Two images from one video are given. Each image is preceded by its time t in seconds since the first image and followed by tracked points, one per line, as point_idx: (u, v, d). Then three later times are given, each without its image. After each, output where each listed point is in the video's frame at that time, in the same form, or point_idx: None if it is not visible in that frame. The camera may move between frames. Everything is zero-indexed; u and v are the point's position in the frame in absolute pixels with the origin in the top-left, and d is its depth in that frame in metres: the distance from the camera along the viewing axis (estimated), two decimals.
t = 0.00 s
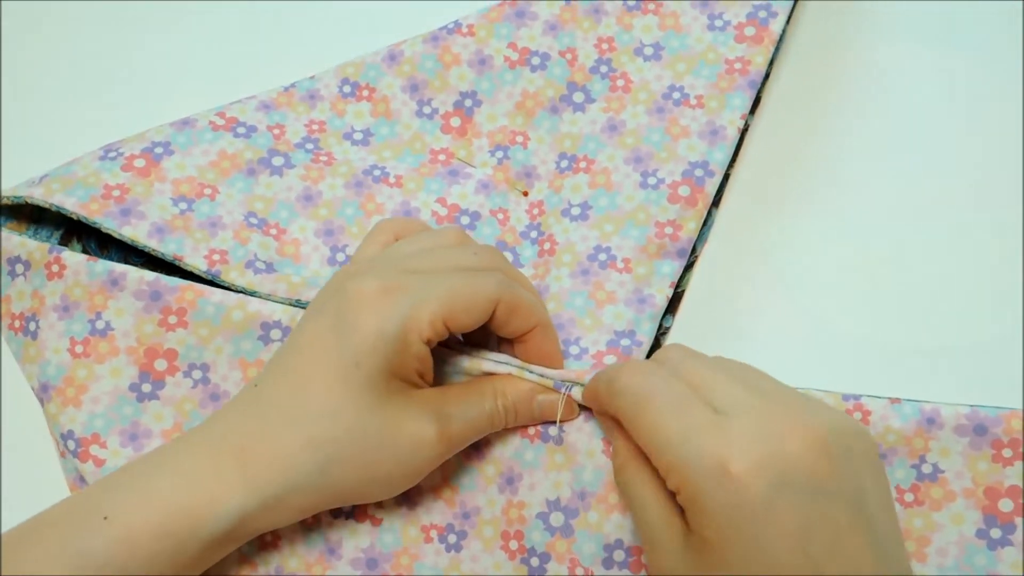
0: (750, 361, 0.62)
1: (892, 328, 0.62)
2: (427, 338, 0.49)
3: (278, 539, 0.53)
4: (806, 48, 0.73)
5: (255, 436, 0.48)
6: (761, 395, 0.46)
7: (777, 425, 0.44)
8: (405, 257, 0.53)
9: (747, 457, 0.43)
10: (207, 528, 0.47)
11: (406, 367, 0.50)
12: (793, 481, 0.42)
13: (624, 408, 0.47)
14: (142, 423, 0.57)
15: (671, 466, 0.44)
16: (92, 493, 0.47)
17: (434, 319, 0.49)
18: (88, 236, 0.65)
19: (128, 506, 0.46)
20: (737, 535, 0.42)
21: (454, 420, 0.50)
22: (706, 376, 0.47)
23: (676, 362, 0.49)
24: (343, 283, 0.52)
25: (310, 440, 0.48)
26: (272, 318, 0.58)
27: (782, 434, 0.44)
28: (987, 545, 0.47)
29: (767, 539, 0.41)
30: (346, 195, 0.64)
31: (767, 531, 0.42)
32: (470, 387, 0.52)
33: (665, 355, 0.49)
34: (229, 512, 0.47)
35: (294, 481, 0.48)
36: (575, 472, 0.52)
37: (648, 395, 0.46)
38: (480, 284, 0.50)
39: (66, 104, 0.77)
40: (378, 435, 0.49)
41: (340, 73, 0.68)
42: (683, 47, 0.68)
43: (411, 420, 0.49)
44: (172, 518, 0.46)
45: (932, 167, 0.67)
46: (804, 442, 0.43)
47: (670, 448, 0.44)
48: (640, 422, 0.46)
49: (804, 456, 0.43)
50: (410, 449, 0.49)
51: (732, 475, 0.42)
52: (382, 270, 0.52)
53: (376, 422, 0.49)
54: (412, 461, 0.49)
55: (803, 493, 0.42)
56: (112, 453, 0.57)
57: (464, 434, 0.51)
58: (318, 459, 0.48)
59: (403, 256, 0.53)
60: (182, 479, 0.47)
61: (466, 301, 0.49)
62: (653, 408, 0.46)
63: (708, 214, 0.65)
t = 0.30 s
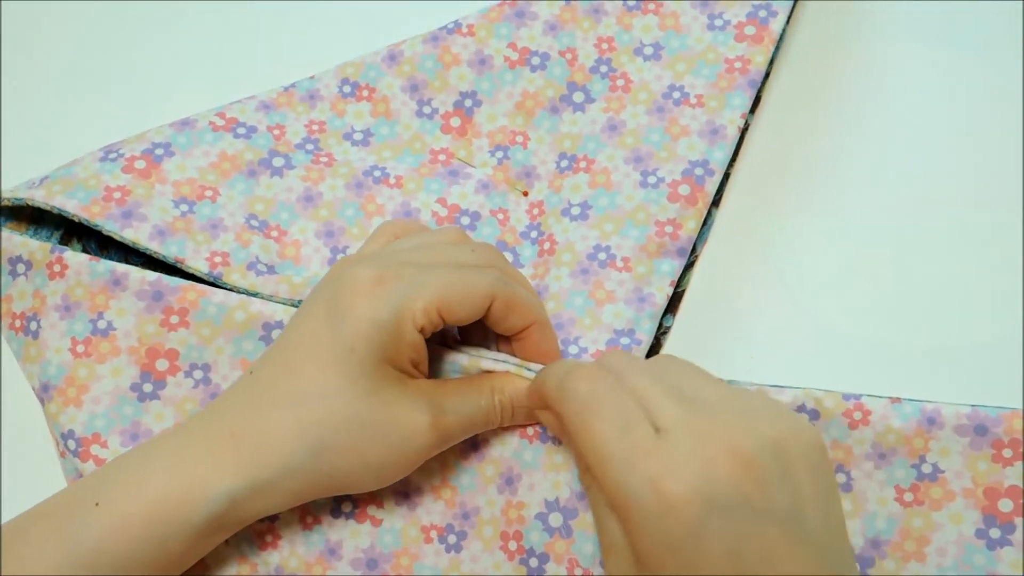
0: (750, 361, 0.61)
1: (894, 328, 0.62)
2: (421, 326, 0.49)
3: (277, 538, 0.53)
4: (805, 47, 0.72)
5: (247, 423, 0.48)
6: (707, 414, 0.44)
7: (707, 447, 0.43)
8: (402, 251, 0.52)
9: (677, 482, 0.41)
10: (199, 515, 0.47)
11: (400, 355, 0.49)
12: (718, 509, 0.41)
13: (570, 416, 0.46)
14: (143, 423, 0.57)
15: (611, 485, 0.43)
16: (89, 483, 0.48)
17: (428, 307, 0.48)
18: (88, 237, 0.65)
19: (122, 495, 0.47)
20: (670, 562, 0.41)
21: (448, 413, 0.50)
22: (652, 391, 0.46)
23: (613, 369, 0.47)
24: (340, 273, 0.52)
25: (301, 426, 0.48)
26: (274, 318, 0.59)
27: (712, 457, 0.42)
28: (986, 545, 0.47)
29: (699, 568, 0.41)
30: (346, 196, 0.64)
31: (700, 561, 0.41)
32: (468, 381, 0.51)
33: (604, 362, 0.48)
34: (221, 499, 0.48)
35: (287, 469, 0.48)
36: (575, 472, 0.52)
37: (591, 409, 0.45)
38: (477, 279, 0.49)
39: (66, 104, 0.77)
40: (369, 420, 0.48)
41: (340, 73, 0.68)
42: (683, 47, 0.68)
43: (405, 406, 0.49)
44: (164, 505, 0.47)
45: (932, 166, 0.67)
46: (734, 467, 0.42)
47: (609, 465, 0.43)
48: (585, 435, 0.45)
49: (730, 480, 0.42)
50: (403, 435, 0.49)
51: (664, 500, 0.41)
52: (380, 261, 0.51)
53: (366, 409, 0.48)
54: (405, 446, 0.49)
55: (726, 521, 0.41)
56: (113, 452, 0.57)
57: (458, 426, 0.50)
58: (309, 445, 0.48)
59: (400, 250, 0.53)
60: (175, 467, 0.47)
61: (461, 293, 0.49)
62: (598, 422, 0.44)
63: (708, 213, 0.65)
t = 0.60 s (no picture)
0: (752, 362, 0.61)
1: (895, 330, 0.62)
2: (429, 332, 0.49)
3: (277, 539, 0.53)
4: (803, 45, 0.72)
5: (248, 423, 0.48)
6: (781, 420, 0.45)
7: (784, 454, 0.43)
8: (410, 255, 0.53)
9: (748, 483, 0.42)
10: (196, 516, 0.47)
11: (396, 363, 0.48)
12: (784, 513, 0.42)
13: (646, 402, 0.47)
14: (144, 423, 0.57)
15: (678, 475, 0.44)
16: (88, 484, 0.48)
17: (440, 313, 0.48)
18: (87, 238, 0.65)
19: (122, 494, 0.47)
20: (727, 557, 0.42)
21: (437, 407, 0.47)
22: (728, 391, 0.46)
23: (697, 367, 0.48)
24: (349, 278, 0.52)
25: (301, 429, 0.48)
26: (276, 320, 0.58)
27: (787, 463, 0.43)
28: (987, 553, 0.47)
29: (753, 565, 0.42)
30: (347, 197, 0.64)
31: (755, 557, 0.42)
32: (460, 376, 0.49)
33: (687, 359, 0.48)
34: (219, 500, 0.47)
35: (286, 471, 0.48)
36: (578, 477, 0.53)
37: (667, 404, 0.46)
38: (487, 282, 0.50)
39: (66, 103, 0.77)
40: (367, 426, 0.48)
41: (339, 71, 0.68)
42: (682, 45, 0.68)
43: (396, 415, 0.47)
44: (162, 504, 0.46)
45: (933, 167, 0.67)
46: (807, 476, 0.43)
47: (680, 456, 0.44)
48: (657, 426, 0.46)
49: (804, 489, 0.42)
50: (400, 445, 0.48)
51: (733, 498, 0.42)
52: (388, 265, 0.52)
53: (362, 408, 0.47)
54: (401, 456, 0.48)
55: (791, 526, 0.42)
56: (113, 452, 0.57)
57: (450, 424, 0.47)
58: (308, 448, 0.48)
59: (408, 255, 0.53)
60: (174, 465, 0.47)
61: (473, 299, 0.49)
62: (672, 414, 0.45)
63: (709, 208, 0.65)
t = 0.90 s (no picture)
0: (752, 362, 0.61)
1: (894, 330, 0.62)
2: (445, 330, 0.50)
3: (277, 539, 0.53)
4: (803, 44, 0.72)
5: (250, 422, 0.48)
6: (770, 437, 0.46)
7: (772, 475, 0.43)
8: (420, 255, 0.54)
9: (734, 505, 0.42)
10: (195, 514, 0.47)
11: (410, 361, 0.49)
12: (769, 535, 0.42)
13: (635, 423, 0.47)
14: (144, 423, 0.57)
15: (666, 497, 0.44)
16: (89, 480, 0.48)
17: (456, 312, 0.50)
18: (87, 239, 0.65)
19: (121, 489, 0.47)
20: None
21: (442, 405, 0.48)
22: (717, 411, 0.47)
23: (688, 386, 0.48)
24: (360, 280, 0.53)
25: (302, 429, 0.48)
26: (276, 320, 0.59)
27: (774, 483, 0.43)
28: (987, 554, 0.47)
29: None
30: (348, 197, 0.64)
31: None
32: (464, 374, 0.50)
33: (677, 378, 0.49)
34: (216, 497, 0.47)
35: (286, 471, 0.48)
36: (578, 477, 0.53)
37: (655, 424, 0.46)
38: (498, 282, 0.52)
39: (65, 103, 0.77)
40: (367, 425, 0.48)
41: (339, 71, 0.68)
42: (681, 44, 0.68)
43: (404, 410, 0.48)
44: (162, 502, 0.46)
45: (933, 166, 0.67)
46: (794, 499, 0.43)
47: (666, 477, 0.44)
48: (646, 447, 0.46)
49: (789, 511, 0.43)
50: (399, 436, 0.48)
51: (719, 520, 0.42)
52: (398, 266, 0.53)
53: (368, 402, 0.48)
54: (401, 457, 0.48)
55: (776, 548, 0.42)
56: (114, 452, 0.57)
57: (455, 419, 0.48)
58: (309, 449, 0.48)
59: (418, 254, 0.54)
60: (175, 460, 0.47)
61: (486, 296, 0.51)
62: (660, 435, 0.46)
63: (709, 208, 0.65)
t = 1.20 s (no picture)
0: (752, 362, 0.61)
1: (894, 330, 0.62)
2: (444, 322, 0.51)
3: (277, 540, 0.53)
4: (802, 44, 0.72)
5: (245, 413, 0.48)
6: (775, 429, 0.45)
7: (779, 466, 0.43)
8: (421, 252, 0.54)
9: (740, 496, 0.42)
10: (188, 503, 0.47)
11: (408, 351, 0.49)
12: (773, 528, 0.42)
13: (643, 407, 0.46)
14: (145, 423, 0.57)
15: (672, 484, 0.43)
16: (85, 470, 0.48)
17: (456, 304, 0.51)
18: (87, 239, 0.65)
19: (115, 478, 0.47)
20: (714, 567, 0.42)
21: (436, 392, 0.48)
22: (724, 402, 0.46)
23: (695, 376, 0.47)
24: (361, 278, 0.54)
25: (297, 420, 0.48)
26: (277, 321, 0.59)
27: (780, 475, 0.43)
28: (986, 554, 0.47)
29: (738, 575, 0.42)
30: (348, 197, 0.64)
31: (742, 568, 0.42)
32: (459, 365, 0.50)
33: (685, 366, 0.48)
34: (211, 487, 0.47)
35: (280, 462, 0.48)
36: (577, 477, 0.53)
37: (662, 412, 0.45)
38: (497, 276, 0.52)
39: (66, 103, 0.77)
40: (362, 414, 0.48)
41: (339, 72, 0.68)
42: (681, 44, 0.68)
43: (398, 398, 0.48)
44: (156, 492, 0.46)
45: (933, 166, 0.67)
46: (800, 491, 0.42)
47: (673, 464, 0.43)
48: (652, 434, 0.45)
49: (793, 504, 0.42)
50: (391, 423, 0.48)
51: (725, 511, 0.42)
52: (400, 262, 0.54)
53: (362, 391, 0.48)
54: (395, 445, 0.48)
55: (778, 541, 0.42)
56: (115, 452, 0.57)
57: (448, 407, 0.49)
58: (303, 439, 0.48)
59: (419, 252, 0.55)
60: (170, 449, 0.47)
61: (486, 289, 0.51)
62: (667, 422, 0.45)
63: (708, 208, 0.65)
